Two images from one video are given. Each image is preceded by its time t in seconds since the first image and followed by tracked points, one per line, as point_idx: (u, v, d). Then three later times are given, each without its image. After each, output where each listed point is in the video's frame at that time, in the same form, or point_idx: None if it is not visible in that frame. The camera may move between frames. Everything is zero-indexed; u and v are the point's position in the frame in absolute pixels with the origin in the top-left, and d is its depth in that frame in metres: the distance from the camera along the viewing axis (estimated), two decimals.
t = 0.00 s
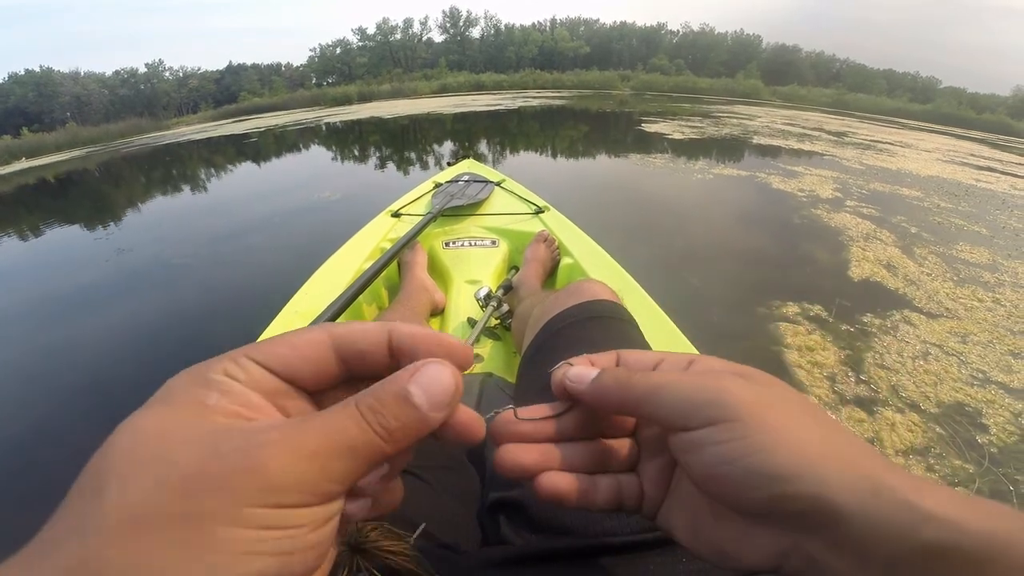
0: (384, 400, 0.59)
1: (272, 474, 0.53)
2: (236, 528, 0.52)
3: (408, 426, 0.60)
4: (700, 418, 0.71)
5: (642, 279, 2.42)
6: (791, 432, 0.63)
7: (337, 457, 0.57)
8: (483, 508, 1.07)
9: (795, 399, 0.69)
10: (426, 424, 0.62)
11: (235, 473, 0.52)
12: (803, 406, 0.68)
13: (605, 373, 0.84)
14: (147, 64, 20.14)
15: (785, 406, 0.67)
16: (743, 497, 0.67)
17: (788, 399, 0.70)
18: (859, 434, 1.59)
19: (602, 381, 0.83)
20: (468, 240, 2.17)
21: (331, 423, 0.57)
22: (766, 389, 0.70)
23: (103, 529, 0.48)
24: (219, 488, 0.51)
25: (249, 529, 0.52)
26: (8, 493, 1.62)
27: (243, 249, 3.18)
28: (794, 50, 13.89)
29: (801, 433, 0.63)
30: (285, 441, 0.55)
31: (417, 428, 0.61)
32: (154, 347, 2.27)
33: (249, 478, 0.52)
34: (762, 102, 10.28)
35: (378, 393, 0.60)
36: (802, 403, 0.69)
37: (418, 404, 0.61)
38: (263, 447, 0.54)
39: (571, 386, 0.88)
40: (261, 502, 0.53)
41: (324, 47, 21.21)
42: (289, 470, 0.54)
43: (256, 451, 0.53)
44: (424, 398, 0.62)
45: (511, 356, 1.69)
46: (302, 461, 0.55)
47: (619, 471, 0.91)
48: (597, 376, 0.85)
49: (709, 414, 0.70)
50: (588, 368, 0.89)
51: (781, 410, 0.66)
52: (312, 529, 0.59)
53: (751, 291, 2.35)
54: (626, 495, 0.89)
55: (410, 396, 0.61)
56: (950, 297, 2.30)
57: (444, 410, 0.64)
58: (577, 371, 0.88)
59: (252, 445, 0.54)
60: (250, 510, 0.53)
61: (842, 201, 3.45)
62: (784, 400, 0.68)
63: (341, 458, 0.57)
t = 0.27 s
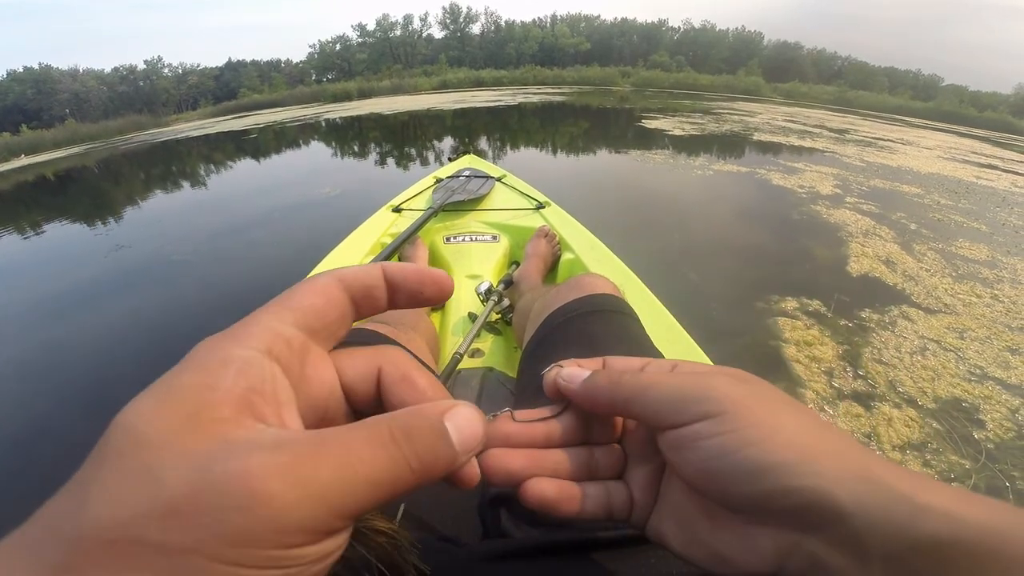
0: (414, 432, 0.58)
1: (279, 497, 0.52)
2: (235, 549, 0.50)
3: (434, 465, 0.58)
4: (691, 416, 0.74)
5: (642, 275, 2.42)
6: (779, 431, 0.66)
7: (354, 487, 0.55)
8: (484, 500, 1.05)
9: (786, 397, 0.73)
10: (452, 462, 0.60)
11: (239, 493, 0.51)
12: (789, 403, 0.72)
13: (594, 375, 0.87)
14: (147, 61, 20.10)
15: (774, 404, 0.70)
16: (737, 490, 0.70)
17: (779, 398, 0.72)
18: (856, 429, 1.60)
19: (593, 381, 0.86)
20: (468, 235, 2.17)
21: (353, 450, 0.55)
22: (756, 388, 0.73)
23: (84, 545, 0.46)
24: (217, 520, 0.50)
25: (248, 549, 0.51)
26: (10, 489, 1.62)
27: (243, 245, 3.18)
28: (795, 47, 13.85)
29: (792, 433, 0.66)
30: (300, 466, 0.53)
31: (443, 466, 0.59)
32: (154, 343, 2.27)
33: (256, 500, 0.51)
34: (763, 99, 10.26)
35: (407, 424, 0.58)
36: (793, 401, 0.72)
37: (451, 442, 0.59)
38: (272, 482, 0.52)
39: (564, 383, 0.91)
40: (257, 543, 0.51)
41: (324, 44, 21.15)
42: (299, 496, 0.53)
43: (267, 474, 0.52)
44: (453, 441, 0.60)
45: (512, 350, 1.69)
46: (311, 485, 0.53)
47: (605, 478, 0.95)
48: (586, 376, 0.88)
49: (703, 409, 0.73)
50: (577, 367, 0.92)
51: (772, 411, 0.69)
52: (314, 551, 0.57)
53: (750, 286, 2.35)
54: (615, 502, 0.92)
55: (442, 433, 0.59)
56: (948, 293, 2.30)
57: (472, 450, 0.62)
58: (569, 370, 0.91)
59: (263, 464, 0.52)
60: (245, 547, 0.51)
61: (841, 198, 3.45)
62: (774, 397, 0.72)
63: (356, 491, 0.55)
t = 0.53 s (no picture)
0: (409, 430, 0.58)
1: (273, 498, 0.52)
2: (229, 552, 0.50)
3: (427, 461, 0.59)
4: (698, 420, 0.74)
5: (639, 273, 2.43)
6: (787, 436, 0.68)
7: (348, 485, 0.55)
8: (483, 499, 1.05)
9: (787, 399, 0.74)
10: (448, 458, 0.61)
11: (233, 495, 0.50)
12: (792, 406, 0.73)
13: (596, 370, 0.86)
14: (143, 59, 20.01)
15: (780, 408, 0.71)
16: (741, 495, 0.72)
17: (781, 400, 0.74)
18: (851, 426, 1.60)
19: (593, 375, 0.85)
20: (467, 234, 2.17)
21: (347, 449, 0.55)
22: (759, 389, 0.74)
23: (79, 550, 0.46)
24: (213, 523, 0.50)
25: (244, 552, 0.51)
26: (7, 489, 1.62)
27: (241, 244, 3.17)
28: (793, 45, 13.85)
29: (799, 438, 0.67)
30: (293, 466, 0.53)
31: (439, 464, 0.60)
32: (152, 342, 2.27)
33: (250, 502, 0.51)
34: (762, 97, 10.26)
35: (400, 421, 0.58)
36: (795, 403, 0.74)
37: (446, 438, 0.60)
38: (266, 483, 0.52)
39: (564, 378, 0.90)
40: (253, 545, 0.51)
41: (322, 42, 21.09)
42: (293, 496, 0.53)
43: (259, 475, 0.52)
44: (445, 436, 0.60)
45: (511, 348, 1.69)
46: (306, 485, 0.53)
47: (597, 478, 0.95)
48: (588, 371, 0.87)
49: (711, 413, 0.73)
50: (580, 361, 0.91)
51: (778, 414, 0.70)
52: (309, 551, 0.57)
53: (747, 283, 2.36)
54: (607, 501, 0.92)
55: (437, 428, 0.59)
56: (944, 289, 2.31)
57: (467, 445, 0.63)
58: (569, 363, 0.90)
59: (255, 467, 0.52)
60: (241, 549, 0.51)
61: (839, 195, 3.46)
62: (777, 400, 0.73)
63: (350, 489, 0.55)
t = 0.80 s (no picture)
0: (397, 433, 0.57)
1: (250, 498, 0.52)
2: (204, 553, 0.50)
3: (415, 464, 0.58)
4: (711, 434, 0.74)
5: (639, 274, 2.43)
6: (798, 452, 0.69)
7: (331, 488, 0.55)
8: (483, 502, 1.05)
9: (796, 415, 0.75)
10: (438, 463, 0.60)
11: (209, 494, 0.50)
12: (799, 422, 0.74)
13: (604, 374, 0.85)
14: (144, 61, 20.04)
15: (788, 423, 0.72)
16: (752, 513, 0.72)
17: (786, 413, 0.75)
18: (849, 426, 1.60)
19: (603, 380, 0.84)
20: (468, 235, 2.17)
21: (331, 452, 0.55)
22: (766, 403, 0.75)
23: (52, 549, 0.47)
24: (185, 524, 0.50)
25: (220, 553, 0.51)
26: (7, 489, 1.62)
27: (241, 245, 3.17)
28: (794, 46, 13.86)
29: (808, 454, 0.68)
30: (274, 466, 0.53)
31: (428, 469, 0.59)
32: (152, 343, 2.27)
33: (228, 502, 0.51)
34: (762, 97, 10.26)
35: (389, 423, 0.57)
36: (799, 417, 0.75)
37: (438, 441, 0.59)
38: (241, 485, 0.51)
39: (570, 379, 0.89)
40: (226, 547, 0.51)
41: (323, 44, 21.11)
42: (272, 497, 0.52)
43: (238, 475, 0.52)
44: (439, 440, 0.59)
45: (512, 349, 1.69)
46: (286, 487, 0.53)
47: (588, 482, 0.96)
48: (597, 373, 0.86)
49: (723, 430, 0.73)
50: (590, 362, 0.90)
51: (788, 430, 0.71)
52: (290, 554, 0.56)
53: (745, 284, 2.36)
54: (600, 505, 0.93)
55: (428, 432, 0.59)
56: (942, 289, 2.31)
57: (461, 449, 0.62)
58: (576, 363, 0.89)
59: (235, 467, 0.52)
60: (216, 551, 0.50)
61: (838, 195, 3.46)
62: (785, 414, 0.74)
63: (331, 492, 0.55)
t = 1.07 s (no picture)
0: (392, 436, 0.57)
1: (239, 500, 0.51)
2: (194, 555, 0.50)
3: (410, 468, 0.58)
4: (714, 449, 0.74)
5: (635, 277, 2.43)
6: (798, 463, 0.69)
7: (323, 491, 0.54)
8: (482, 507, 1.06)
9: (795, 426, 0.75)
10: (435, 468, 0.60)
11: (199, 496, 0.50)
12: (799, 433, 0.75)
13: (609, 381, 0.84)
14: (143, 65, 20.06)
15: (789, 435, 0.73)
16: (754, 525, 0.72)
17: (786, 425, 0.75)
18: (845, 428, 1.61)
19: (609, 388, 0.82)
20: (467, 239, 2.18)
21: (323, 455, 0.55)
22: (766, 415, 0.75)
23: (44, 549, 0.47)
24: (175, 525, 0.49)
25: (210, 554, 0.50)
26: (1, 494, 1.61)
27: (238, 249, 3.17)
28: (790, 48, 13.91)
29: (808, 464, 0.69)
30: (266, 468, 0.53)
31: (424, 474, 0.59)
32: (148, 346, 2.27)
33: (218, 505, 0.50)
34: (759, 100, 10.30)
35: (385, 426, 0.57)
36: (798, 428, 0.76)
37: (434, 447, 0.59)
38: (232, 486, 0.51)
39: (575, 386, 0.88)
40: (216, 549, 0.50)
41: (321, 48, 21.15)
42: (263, 499, 0.52)
43: (229, 476, 0.51)
44: (435, 446, 0.59)
45: (511, 354, 1.69)
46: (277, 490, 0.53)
47: (585, 488, 0.96)
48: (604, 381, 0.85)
49: (726, 443, 0.73)
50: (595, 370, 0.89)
51: (787, 440, 0.72)
52: (281, 558, 0.56)
53: (742, 286, 2.36)
54: (598, 512, 0.93)
55: (424, 437, 0.59)
56: (938, 291, 2.32)
57: (459, 454, 0.62)
58: (582, 370, 0.88)
59: (226, 469, 0.52)
60: (205, 553, 0.50)
61: (834, 198, 3.47)
62: (784, 426, 0.74)
63: (322, 495, 0.54)
